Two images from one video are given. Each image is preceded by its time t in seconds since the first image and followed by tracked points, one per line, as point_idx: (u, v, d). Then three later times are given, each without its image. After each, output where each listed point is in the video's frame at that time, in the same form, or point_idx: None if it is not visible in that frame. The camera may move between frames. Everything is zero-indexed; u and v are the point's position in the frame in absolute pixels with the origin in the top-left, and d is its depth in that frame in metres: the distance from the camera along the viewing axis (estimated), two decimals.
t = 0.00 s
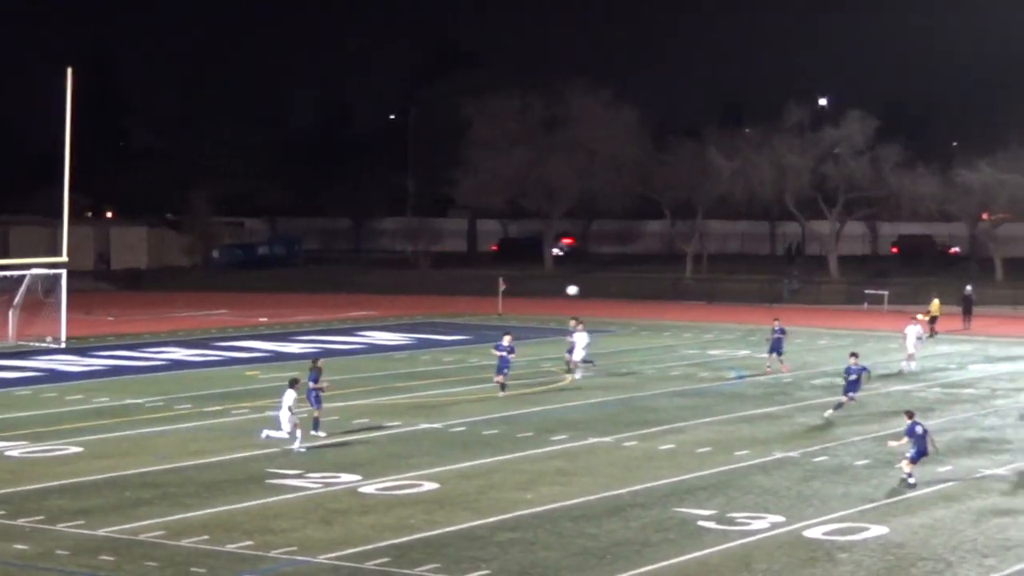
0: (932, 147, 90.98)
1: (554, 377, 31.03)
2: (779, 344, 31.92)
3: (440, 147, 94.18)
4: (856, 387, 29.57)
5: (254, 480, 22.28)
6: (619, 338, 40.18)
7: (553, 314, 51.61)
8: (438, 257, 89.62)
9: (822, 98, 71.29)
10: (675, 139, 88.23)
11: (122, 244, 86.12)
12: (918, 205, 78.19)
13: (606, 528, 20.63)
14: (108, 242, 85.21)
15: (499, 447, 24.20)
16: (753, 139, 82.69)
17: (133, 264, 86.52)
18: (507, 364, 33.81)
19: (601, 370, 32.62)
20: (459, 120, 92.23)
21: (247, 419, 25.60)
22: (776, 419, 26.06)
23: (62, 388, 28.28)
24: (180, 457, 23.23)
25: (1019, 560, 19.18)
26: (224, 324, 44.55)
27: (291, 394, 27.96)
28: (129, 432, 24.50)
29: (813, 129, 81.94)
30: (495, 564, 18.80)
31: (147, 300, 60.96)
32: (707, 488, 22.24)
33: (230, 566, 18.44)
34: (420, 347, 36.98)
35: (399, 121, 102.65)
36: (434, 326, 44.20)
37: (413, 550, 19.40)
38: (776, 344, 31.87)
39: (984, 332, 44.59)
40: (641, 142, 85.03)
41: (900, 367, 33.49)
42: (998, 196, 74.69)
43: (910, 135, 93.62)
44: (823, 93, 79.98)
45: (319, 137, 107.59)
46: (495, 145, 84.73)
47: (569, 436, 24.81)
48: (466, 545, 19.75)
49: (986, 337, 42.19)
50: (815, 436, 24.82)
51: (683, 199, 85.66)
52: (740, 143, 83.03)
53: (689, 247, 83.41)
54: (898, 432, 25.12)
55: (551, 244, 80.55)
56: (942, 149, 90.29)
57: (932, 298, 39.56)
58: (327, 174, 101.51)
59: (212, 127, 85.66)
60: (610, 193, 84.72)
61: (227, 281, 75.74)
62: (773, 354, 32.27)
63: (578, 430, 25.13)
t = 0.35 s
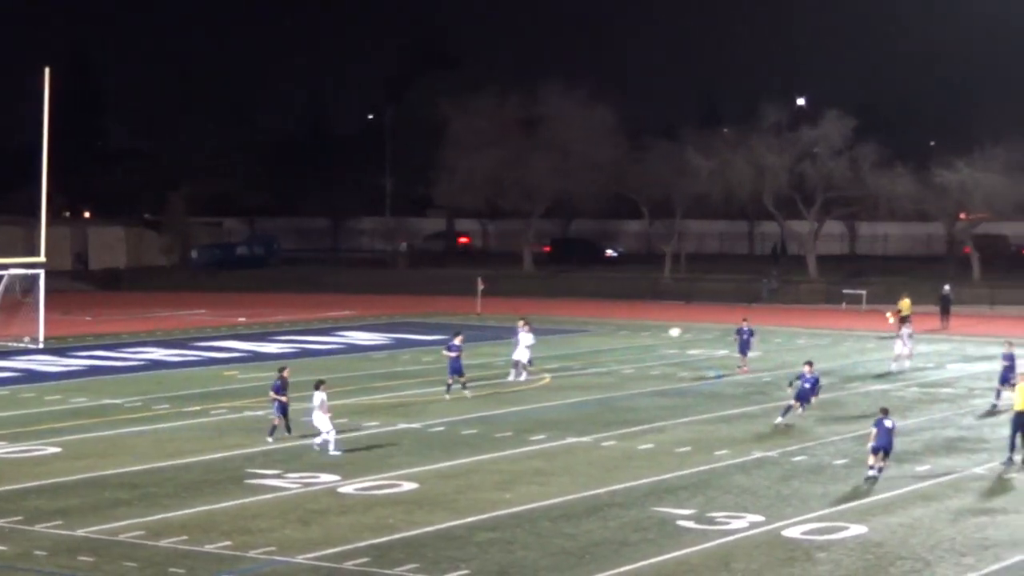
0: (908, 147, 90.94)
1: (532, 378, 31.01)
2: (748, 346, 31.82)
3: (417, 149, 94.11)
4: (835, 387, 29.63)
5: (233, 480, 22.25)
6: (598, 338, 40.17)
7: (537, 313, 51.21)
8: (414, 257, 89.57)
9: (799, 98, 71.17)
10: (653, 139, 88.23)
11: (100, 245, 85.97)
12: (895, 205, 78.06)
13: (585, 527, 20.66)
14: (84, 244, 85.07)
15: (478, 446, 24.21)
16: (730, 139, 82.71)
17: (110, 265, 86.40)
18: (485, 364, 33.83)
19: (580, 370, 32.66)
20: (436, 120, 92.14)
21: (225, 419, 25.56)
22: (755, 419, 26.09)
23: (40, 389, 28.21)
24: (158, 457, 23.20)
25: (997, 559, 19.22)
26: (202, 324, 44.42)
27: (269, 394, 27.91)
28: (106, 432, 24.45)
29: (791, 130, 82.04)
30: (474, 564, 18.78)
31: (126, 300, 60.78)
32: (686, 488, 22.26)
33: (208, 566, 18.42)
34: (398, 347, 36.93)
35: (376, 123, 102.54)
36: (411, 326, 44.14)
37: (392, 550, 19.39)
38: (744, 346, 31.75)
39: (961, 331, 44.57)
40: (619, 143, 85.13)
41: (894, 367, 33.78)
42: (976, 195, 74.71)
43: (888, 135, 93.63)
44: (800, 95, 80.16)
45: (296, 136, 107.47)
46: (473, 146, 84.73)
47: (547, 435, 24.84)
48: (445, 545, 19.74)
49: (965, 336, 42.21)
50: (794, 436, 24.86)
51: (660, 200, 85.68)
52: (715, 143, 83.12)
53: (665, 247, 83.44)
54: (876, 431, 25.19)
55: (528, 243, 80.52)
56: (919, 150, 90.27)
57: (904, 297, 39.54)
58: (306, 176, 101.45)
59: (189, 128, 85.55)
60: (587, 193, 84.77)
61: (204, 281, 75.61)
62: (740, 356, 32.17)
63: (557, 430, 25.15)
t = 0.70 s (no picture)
0: (869, 148, 91.21)
1: (495, 378, 31.12)
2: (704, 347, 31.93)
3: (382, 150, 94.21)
4: (796, 386, 29.87)
5: (197, 480, 22.34)
6: (561, 337, 40.34)
7: (497, 313, 51.21)
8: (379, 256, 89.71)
9: (759, 99, 71.40)
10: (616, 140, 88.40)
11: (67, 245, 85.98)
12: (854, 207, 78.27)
13: (547, 525, 20.81)
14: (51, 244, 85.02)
15: (440, 445, 24.35)
16: (692, 141, 82.99)
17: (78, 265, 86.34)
18: (448, 363, 33.99)
19: (543, 369, 32.83)
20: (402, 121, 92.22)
21: (188, 418, 25.63)
22: (716, 417, 26.28)
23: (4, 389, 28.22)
24: (122, 457, 23.27)
25: (956, 556, 19.42)
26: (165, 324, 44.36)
27: (233, 394, 27.97)
28: (71, 433, 24.49)
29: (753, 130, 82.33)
30: (437, 563, 18.92)
31: (89, 301, 60.74)
32: (647, 486, 22.42)
33: (172, 566, 18.52)
34: (362, 348, 37.01)
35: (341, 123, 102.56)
36: (373, 325, 44.24)
37: (355, 549, 19.51)
38: (700, 347, 31.85)
39: (920, 331, 44.84)
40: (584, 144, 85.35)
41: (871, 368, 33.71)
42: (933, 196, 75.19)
43: (847, 135, 94.00)
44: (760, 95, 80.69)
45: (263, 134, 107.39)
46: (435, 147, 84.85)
47: (510, 435, 24.99)
48: (408, 543, 19.87)
49: (923, 335, 42.49)
50: (754, 434, 25.05)
51: (624, 201, 85.84)
52: (678, 144, 83.35)
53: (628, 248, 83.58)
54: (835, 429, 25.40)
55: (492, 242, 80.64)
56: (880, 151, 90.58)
57: (863, 296, 39.81)
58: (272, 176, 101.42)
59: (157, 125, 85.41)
60: (551, 194, 84.93)
61: (168, 282, 75.61)
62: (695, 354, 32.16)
63: (519, 429, 25.29)
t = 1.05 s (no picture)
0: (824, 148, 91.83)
1: (459, 376, 31.64)
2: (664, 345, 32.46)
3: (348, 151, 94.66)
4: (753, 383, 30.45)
5: (167, 476, 22.81)
6: (523, 335, 40.86)
7: (458, 313, 51.63)
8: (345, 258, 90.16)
9: (716, 102, 71.95)
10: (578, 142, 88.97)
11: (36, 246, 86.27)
12: (811, 208, 78.85)
13: (510, 520, 21.33)
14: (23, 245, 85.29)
15: (406, 442, 24.85)
16: (652, 143, 83.67)
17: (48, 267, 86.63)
18: (413, 361, 34.49)
19: (505, 367, 33.37)
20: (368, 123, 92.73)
21: (158, 415, 26.10)
22: (675, 414, 26.84)
23: None
24: (94, 454, 23.73)
25: (909, 549, 19.97)
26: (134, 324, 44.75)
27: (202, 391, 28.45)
28: (44, 430, 24.93)
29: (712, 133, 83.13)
30: (403, 557, 19.42)
31: (54, 301, 61.02)
32: (608, 481, 22.97)
33: (144, 561, 18.98)
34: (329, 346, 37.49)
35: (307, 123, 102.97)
36: (337, 325, 44.72)
37: (323, 543, 20.01)
38: (659, 344, 32.35)
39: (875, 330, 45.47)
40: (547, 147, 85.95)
41: (849, 368, 34.13)
42: (886, 197, 76.00)
43: (804, 137, 94.63)
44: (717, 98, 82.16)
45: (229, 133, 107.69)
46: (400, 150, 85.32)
47: (473, 431, 25.51)
48: (373, 538, 20.36)
49: (879, 334, 43.12)
50: (712, 430, 25.62)
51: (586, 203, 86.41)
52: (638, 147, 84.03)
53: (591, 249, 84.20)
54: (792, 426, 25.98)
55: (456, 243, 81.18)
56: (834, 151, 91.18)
57: (819, 295, 40.43)
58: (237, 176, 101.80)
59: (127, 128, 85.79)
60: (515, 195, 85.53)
61: (136, 282, 75.97)
62: (654, 352, 32.63)
63: (482, 425, 25.81)
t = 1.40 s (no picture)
0: (800, 150, 92.21)
1: (441, 374, 31.95)
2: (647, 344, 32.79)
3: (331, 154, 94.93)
4: (732, 381, 30.87)
5: (154, 473, 23.12)
6: (506, 335, 41.24)
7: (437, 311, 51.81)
8: (328, 259, 90.43)
9: (694, 103, 72.34)
10: (557, 144, 89.37)
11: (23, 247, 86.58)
12: (786, 210, 79.20)
13: (492, 516, 21.68)
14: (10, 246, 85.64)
15: (389, 439, 25.20)
16: (630, 145, 84.02)
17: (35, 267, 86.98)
18: (396, 360, 34.87)
19: (488, 366, 33.73)
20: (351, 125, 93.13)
21: (145, 413, 26.42)
22: (655, 411, 27.21)
23: None
24: (82, 451, 24.04)
25: (883, 543, 20.32)
26: (120, 324, 45.00)
27: (188, 389, 28.77)
28: (31, 427, 25.23)
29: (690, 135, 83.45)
30: (387, 553, 19.76)
31: (37, 300, 61.22)
32: (588, 477, 23.33)
33: (131, 557, 19.31)
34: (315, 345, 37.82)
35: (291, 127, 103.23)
36: (321, 324, 45.07)
37: (308, 540, 20.34)
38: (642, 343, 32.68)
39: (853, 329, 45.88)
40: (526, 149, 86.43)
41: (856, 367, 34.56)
42: (861, 198, 76.38)
43: (782, 139, 95.04)
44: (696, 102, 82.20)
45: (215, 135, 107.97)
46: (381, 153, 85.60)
47: (456, 429, 25.85)
48: (357, 533, 20.69)
49: (857, 333, 43.53)
50: (691, 428, 25.98)
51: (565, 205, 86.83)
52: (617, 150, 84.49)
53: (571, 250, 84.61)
54: (769, 423, 26.40)
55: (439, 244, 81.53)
56: (812, 151, 91.61)
57: (798, 294, 40.84)
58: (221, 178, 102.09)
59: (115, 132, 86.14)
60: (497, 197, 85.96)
61: (122, 283, 76.22)
62: (637, 352, 33.00)
63: (463, 423, 26.16)
